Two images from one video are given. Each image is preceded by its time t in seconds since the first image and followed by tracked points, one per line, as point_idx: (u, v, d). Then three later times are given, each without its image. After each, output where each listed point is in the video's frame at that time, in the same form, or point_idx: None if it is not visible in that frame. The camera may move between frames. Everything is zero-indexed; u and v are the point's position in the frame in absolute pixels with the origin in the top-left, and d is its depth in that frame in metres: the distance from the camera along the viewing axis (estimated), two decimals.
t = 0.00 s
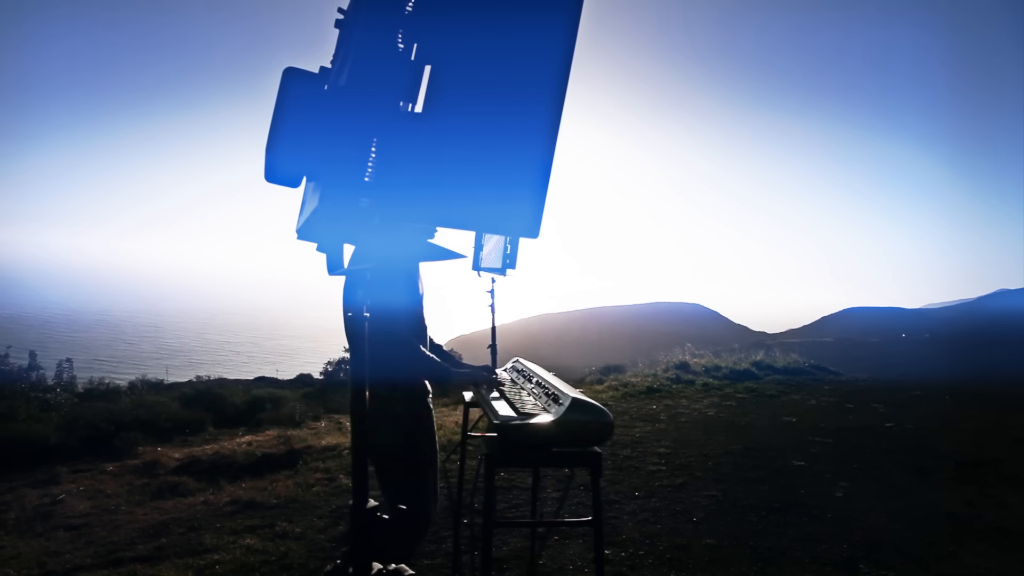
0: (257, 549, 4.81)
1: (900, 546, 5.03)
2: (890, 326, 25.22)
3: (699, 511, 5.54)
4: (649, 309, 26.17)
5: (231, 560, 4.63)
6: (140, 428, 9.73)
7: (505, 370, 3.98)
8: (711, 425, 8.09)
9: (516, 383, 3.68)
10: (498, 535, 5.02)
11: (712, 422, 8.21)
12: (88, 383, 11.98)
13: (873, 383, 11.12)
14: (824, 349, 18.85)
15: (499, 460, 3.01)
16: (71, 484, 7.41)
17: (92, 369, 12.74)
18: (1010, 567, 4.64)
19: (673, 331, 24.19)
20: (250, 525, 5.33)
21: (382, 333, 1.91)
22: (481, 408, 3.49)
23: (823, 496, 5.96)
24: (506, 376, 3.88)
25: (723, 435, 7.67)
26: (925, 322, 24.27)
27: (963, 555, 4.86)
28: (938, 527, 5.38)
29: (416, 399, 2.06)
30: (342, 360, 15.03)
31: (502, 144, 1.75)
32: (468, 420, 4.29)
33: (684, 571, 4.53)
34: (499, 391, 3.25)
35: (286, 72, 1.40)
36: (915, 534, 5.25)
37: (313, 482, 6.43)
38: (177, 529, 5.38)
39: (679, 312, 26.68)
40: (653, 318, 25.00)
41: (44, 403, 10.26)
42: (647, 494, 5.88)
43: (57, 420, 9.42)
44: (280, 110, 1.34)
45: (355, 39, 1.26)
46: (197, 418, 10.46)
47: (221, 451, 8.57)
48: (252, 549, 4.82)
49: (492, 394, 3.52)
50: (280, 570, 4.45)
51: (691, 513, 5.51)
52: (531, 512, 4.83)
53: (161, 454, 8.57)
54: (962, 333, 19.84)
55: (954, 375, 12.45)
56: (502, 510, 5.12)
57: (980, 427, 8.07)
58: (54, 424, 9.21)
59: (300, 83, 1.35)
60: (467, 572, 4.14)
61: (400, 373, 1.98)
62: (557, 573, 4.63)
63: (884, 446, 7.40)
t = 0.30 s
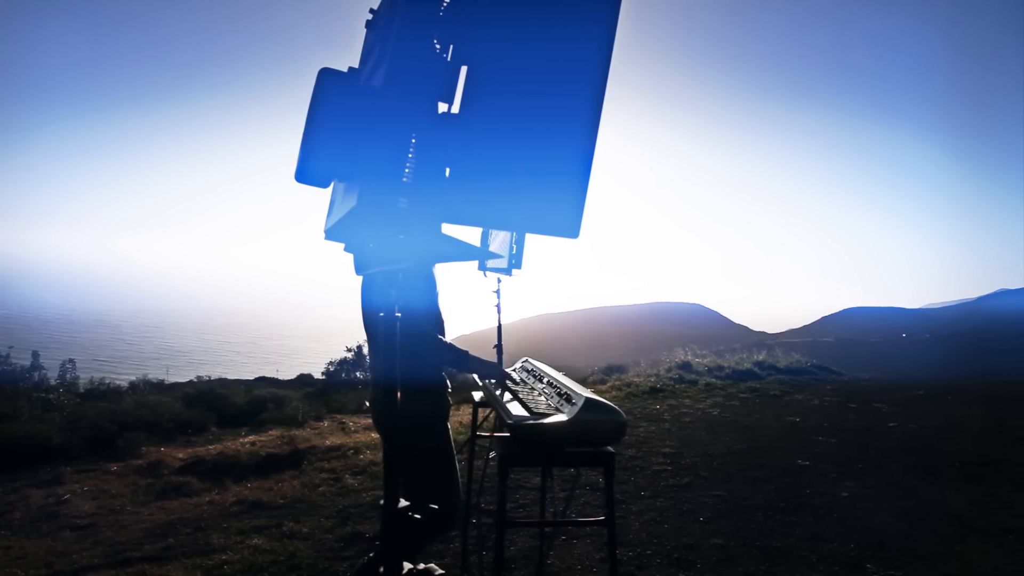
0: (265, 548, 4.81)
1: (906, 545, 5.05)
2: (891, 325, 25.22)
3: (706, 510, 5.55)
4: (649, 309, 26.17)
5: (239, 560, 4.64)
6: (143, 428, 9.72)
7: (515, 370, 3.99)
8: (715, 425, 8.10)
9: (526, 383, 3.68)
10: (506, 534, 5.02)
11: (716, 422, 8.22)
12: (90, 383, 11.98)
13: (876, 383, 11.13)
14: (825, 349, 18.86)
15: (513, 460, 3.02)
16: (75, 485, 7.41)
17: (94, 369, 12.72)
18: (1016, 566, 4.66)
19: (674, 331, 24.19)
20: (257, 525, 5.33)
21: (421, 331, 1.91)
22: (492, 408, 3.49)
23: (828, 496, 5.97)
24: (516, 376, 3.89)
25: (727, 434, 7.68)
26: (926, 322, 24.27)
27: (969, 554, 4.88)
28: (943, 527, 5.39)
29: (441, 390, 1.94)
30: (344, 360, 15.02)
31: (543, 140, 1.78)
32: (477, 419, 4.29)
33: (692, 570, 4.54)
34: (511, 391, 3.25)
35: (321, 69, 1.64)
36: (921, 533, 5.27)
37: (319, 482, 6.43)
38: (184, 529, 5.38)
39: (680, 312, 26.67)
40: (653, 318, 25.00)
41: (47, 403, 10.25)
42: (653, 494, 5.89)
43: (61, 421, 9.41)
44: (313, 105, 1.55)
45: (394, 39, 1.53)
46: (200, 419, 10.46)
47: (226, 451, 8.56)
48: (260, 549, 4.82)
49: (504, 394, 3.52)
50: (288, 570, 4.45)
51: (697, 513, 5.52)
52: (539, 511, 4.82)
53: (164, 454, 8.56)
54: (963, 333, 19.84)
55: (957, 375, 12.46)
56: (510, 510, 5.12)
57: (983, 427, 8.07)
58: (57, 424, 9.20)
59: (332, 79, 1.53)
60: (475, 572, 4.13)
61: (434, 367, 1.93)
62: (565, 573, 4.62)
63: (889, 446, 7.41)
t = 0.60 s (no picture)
0: (271, 549, 4.81)
1: (911, 545, 5.06)
2: (891, 325, 25.24)
3: (711, 510, 5.56)
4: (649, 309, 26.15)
5: (246, 560, 4.63)
6: (145, 428, 9.70)
7: (523, 370, 3.98)
8: (719, 425, 8.10)
9: (535, 383, 3.68)
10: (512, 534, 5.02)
11: (719, 422, 8.22)
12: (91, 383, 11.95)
13: (878, 383, 11.13)
14: (825, 349, 18.86)
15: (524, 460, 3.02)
16: (78, 485, 7.39)
17: (95, 369, 12.70)
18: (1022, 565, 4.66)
19: (674, 331, 24.18)
20: (263, 525, 5.33)
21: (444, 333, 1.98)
22: (501, 408, 3.49)
23: (833, 496, 5.98)
24: (524, 375, 3.89)
25: (731, 434, 7.68)
26: (926, 322, 24.28)
27: (975, 554, 4.88)
28: (948, 526, 5.40)
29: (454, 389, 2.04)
30: (345, 360, 15.00)
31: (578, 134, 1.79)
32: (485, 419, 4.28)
33: (699, 570, 4.55)
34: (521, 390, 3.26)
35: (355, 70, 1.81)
36: (926, 533, 5.27)
37: (323, 482, 6.43)
38: (190, 529, 5.38)
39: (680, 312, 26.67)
40: (653, 318, 24.99)
41: (48, 403, 10.23)
42: (658, 494, 5.89)
43: (63, 421, 9.39)
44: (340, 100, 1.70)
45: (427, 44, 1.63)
46: (202, 419, 10.44)
47: (228, 451, 8.56)
48: (267, 549, 4.81)
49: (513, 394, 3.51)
50: (295, 570, 4.45)
51: (703, 512, 5.53)
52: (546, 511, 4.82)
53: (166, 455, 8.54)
54: (963, 333, 19.86)
55: (958, 375, 12.47)
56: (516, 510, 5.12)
57: (986, 427, 8.08)
58: (59, 424, 9.18)
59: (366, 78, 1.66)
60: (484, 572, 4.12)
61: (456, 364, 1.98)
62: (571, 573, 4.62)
63: (892, 446, 7.41)
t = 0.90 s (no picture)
0: (277, 549, 4.81)
1: (916, 545, 5.06)
2: (891, 325, 25.26)
3: (716, 510, 5.56)
4: (649, 309, 26.18)
5: (252, 560, 4.63)
6: (147, 429, 9.70)
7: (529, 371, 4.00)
8: (721, 424, 8.10)
9: (542, 383, 3.69)
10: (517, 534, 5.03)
11: (722, 422, 8.23)
12: (92, 382, 11.95)
13: (879, 383, 11.14)
14: (826, 349, 18.87)
15: (533, 460, 3.02)
16: (81, 485, 7.39)
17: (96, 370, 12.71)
18: None
19: (674, 331, 24.20)
20: (268, 526, 5.33)
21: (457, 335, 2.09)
22: (509, 409, 3.50)
23: (837, 495, 5.98)
24: (530, 376, 3.90)
25: (733, 434, 7.69)
26: (926, 322, 24.33)
27: (979, 554, 4.88)
28: (952, 526, 5.40)
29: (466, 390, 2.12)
30: (346, 360, 15.00)
31: (604, 130, 1.71)
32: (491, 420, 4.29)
33: (705, 570, 4.55)
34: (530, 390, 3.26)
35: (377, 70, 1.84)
36: (930, 533, 5.27)
37: (327, 482, 6.43)
38: (195, 530, 5.38)
39: (680, 312, 26.70)
40: (654, 318, 25.02)
41: (50, 403, 10.23)
42: (662, 494, 5.90)
43: (65, 421, 9.39)
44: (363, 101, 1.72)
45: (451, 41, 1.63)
46: (204, 419, 10.44)
47: (231, 451, 8.56)
48: (272, 549, 4.82)
49: (520, 394, 3.51)
50: (301, 570, 4.45)
51: (707, 512, 5.53)
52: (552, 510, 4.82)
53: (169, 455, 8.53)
54: (963, 333, 19.89)
55: (959, 375, 12.48)
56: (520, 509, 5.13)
57: (988, 427, 8.09)
58: (62, 425, 9.18)
59: (388, 78, 1.68)
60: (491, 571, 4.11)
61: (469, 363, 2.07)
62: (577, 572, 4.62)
63: (895, 445, 7.42)
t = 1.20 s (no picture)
0: (282, 549, 4.81)
1: (920, 544, 5.06)
2: (891, 325, 25.28)
3: (720, 510, 5.56)
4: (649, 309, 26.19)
5: (257, 560, 4.63)
6: (149, 429, 9.69)
7: (535, 371, 4.00)
8: (724, 424, 8.11)
9: (548, 383, 3.69)
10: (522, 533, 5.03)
11: (724, 421, 8.23)
12: (93, 382, 11.93)
13: (880, 383, 11.15)
14: (826, 349, 18.88)
15: (542, 460, 3.02)
16: (84, 485, 7.38)
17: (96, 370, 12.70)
18: None
19: (674, 331, 24.21)
20: (272, 526, 5.32)
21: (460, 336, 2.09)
22: (516, 409, 3.50)
23: (840, 495, 5.99)
24: (537, 376, 3.90)
25: (736, 434, 7.70)
26: (925, 322, 24.36)
27: (983, 553, 4.88)
28: (955, 525, 5.41)
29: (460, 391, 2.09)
30: (347, 360, 14.99)
31: (632, 127, 1.70)
32: (497, 420, 4.29)
33: (710, 569, 4.55)
34: (538, 390, 3.26)
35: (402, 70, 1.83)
36: (934, 532, 5.28)
37: (331, 482, 6.43)
38: (199, 530, 5.38)
39: (679, 311, 26.70)
40: (653, 318, 25.03)
41: (51, 403, 10.21)
42: (666, 493, 5.90)
43: (67, 421, 9.37)
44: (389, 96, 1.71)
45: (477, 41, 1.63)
46: (205, 419, 10.43)
47: (233, 451, 8.56)
48: (277, 549, 4.81)
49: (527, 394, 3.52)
50: (306, 570, 4.45)
51: (711, 512, 5.53)
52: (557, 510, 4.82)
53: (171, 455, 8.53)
54: (962, 333, 19.91)
55: (960, 375, 12.49)
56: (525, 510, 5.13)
57: (990, 426, 8.10)
58: (63, 425, 9.17)
59: (414, 81, 1.69)
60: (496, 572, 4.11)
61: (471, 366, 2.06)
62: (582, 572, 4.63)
63: (897, 445, 7.43)
